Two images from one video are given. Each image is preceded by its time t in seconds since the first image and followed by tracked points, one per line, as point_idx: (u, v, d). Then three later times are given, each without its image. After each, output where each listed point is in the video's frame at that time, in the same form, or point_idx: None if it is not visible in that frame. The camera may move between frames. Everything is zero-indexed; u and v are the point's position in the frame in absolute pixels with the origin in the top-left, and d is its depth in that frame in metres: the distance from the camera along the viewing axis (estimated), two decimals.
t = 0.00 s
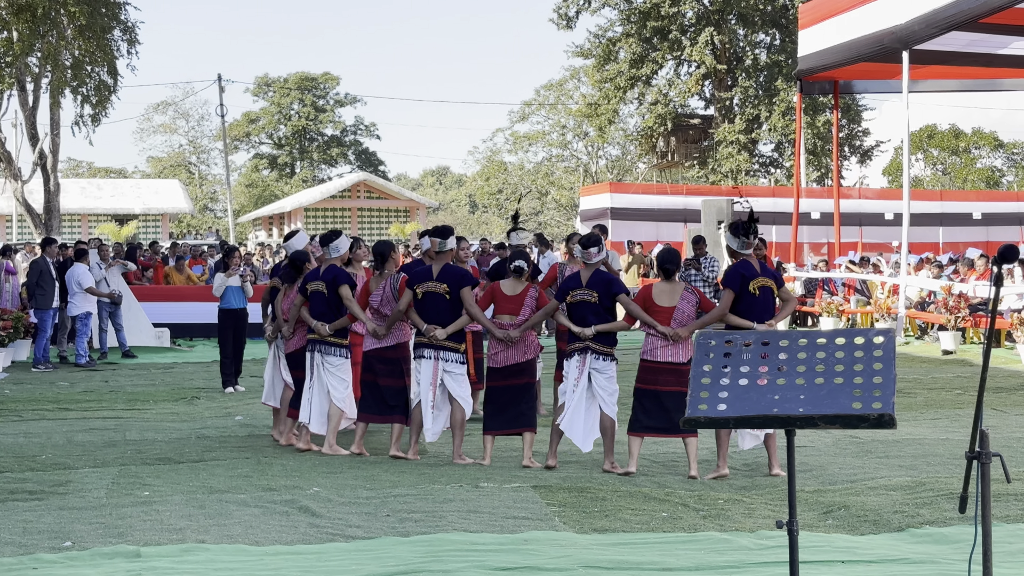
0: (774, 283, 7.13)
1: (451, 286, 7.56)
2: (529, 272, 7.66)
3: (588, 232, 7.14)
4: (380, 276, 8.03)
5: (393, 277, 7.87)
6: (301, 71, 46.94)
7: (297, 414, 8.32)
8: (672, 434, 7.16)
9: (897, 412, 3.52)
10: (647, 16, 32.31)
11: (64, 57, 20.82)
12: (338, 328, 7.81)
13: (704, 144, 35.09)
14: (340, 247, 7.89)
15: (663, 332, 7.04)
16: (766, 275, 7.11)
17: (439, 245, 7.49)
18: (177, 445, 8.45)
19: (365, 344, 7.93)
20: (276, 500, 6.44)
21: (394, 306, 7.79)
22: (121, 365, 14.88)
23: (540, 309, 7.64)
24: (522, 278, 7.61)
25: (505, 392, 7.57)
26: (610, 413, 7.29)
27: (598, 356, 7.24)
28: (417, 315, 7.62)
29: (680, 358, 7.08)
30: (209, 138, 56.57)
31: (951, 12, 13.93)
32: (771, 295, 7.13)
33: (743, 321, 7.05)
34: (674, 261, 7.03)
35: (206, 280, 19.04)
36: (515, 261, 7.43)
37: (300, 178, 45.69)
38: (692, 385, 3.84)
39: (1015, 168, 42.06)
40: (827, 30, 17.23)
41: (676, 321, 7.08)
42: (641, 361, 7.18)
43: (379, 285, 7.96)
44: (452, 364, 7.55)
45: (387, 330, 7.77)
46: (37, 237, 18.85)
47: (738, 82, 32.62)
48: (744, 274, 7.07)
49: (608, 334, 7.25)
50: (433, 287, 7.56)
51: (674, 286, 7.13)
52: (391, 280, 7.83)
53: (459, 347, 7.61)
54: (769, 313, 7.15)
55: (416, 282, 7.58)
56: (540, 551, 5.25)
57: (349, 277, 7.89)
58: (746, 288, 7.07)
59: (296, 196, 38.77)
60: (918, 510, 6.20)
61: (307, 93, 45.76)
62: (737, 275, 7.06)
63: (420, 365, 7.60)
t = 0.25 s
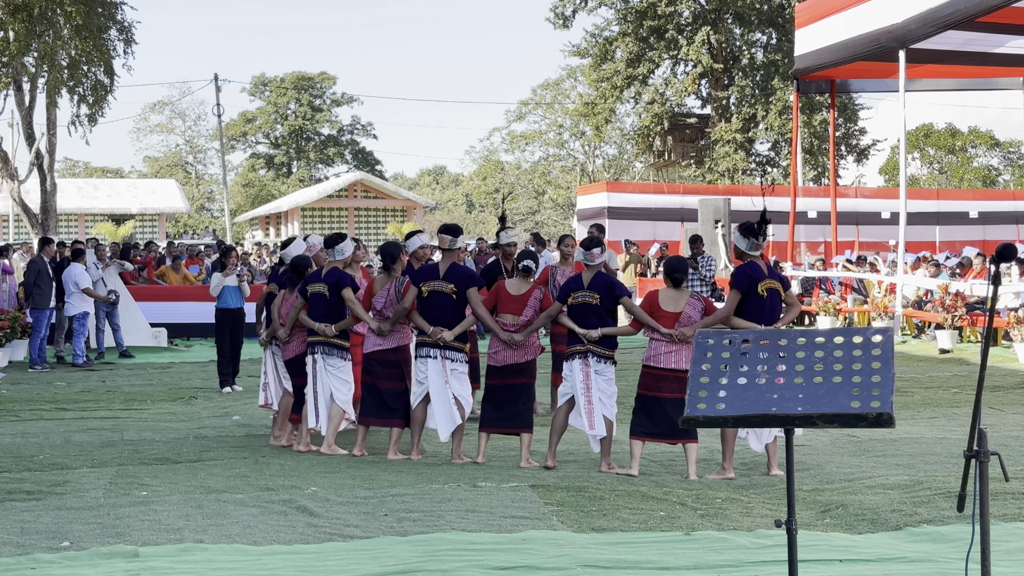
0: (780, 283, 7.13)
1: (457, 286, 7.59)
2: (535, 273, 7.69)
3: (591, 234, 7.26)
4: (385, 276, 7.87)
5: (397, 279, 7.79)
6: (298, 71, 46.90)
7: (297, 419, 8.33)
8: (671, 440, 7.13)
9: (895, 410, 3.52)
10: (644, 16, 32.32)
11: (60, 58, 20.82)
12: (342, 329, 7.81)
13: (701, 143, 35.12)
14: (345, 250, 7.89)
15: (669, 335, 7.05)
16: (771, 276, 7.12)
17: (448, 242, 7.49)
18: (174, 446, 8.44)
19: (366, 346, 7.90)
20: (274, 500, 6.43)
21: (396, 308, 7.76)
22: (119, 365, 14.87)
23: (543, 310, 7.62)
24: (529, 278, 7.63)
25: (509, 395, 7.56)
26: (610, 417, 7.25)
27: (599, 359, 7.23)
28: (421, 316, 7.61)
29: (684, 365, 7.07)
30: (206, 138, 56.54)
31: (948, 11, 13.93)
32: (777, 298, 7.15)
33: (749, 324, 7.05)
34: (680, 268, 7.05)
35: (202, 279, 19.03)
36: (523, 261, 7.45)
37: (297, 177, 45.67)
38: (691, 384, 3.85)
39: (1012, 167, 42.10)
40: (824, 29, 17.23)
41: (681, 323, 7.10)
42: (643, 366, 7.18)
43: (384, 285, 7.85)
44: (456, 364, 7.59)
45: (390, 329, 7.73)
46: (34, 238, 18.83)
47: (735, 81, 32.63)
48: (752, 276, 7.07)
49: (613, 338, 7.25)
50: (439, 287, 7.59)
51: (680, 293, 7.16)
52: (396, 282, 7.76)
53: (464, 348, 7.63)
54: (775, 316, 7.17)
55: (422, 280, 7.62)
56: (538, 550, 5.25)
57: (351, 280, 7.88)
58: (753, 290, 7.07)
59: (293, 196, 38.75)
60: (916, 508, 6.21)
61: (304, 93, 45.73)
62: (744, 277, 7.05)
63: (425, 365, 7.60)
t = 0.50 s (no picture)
0: (767, 281, 7.09)
1: (446, 285, 7.54)
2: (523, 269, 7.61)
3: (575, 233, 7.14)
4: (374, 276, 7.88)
5: (386, 277, 7.78)
6: (294, 71, 46.85)
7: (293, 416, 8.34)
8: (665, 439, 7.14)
9: (894, 408, 3.52)
10: (641, 15, 32.33)
11: (57, 57, 20.81)
12: (334, 329, 7.81)
13: (698, 142, 35.14)
14: (338, 249, 7.88)
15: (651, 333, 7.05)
16: (757, 274, 7.10)
17: (441, 242, 7.46)
18: (172, 445, 8.44)
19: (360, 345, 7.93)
20: (272, 499, 6.43)
21: (384, 308, 7.76)
22: (115, 365, 14.86)
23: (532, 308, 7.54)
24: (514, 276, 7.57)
25: (503, 393, 7.58)
26: (603, 415, 7.27)
27: (584, 358, 7.24)
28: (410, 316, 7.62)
29: (669, 364, 7.07)
30: (202, 138, 56.50)
31: (945, 10, 13.94)
32: (765, 295, 7.11)
33: (733, 321, 7.06)
34: (666, 268, 7.04)
35: (200, 279, 19.02)
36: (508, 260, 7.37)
37: (293, 177, 45.64)
38: (691, 381, 3.85)
39: (1008, 166, 42.15)
40: (821, 28, 17.24)
41: (665, 322, 7.08)
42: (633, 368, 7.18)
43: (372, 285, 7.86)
44: (448, 363, 7.58)
45: (381, 328, 7.75)
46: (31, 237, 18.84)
47: (732, 80, 32.63)
48: (733, 274, 7.10)
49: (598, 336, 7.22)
50: (429, 285, 7.56)
51: (665, 292, 7.14)
52: (383, 281, 7.76)
53: (454, 344, 7.60)
54: (765, 313, 7.12)
55: (413, 279, 7.58)
56: (536, 549, 5.25)
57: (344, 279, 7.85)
58: (736, 288, 7.09)
59: (290, 195, 38.74)
60: (913, 507, 6.21)
61: (301, 92, 45.69)
62: (726, 275, 7.09)
63: (417, 365, 7.59)
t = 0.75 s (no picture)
0: (742, 276, 7.04)
1: (423, 282, 7.59)
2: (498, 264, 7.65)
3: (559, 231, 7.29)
4: (358, 273, 7.85)
5: (369, 274, 7.73)
6: (291, 70, 46.83)
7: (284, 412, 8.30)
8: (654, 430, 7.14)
9: (892, 407, 3.52)
10: (638, 14, 32.35)
11: (54, 57, 20.78)
12: (319, 326, 7.78)
13: (695, 141, 35.17)
14: (326, 246, 7.87)
15: (624, 328, 7.04)
16: (732, 270, 7.05)
17: (422, 241, 7.54)
18: (170, 444, 8.43)
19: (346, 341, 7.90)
20: (270, 498, 6.42)
21: (367, 305, 7.69)
22: (113, 364, 14.84)
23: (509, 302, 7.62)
24: (490, 270, 7.61)
25: (488, 389, 7.57)
26: (587, 415, 7.27)
27: (556, 353, 7.25)
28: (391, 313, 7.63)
29: (644, 353, 7.08)
30: (199, 137, 56.46)
31: (941, 9, 13.96)
32: (743, 290, 7.04)
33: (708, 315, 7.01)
34: (638, 257, 7.09)
35: (197, 279, 19.00)
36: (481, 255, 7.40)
37: (290, 177, 45.63)
38: (690, 380, 3.86)
39: (1005, 164, 42.21)
40: (817, 27, 17.26)
41: (639, 315, 7.09)
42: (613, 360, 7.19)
43: (356, 282, 7.81)
44: (429, 360, 7.58)
45: (363, 326, 7.71)
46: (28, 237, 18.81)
47: (729, 79, 32.65)
48: (706, 272, 7.07)
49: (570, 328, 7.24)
50: (407, 283, 7.62)
51: (638, 283, 7.13)
52: (366, 279, 7.72)
53: (434, 341, 7.60)
54: (744, 307, 7.04)
55: (394, 278, 7.66)
56: (535, 548, 5.25)
57: (331, 274, 7.82)
58: (709, 285, 7.08)
59: (287, 194, 38.70)
60: (912, 505, 6.22)
61: (298, 91, 45.67)
62: (699, 272, 7.06)
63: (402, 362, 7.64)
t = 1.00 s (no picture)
0: (730, 279, 7.03)
1: (411, 283, 7.58)
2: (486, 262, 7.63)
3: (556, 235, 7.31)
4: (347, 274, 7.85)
5: (359, 275, 7.75)
6: (288, 69, 46.79)
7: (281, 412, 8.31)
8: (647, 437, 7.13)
9: (888, 406, 3.68)
10: (636, 12, 32.36)
11: (51, 56, 20.75)
12: (310, 329, 7.78)
13: (693, 140, 35.18)
14: (319, 248, 7.88)
15: (615, 335, 7.04)
16: (720, 274, 7.04)
17: (412, 241, 7.60)
18: (168, 444, 8.42)
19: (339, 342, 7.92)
20: (268, 497, 6.42)
21: (356, 306, 7.71)
22: (111, 363, 14.84)
23: (497, 303, 7.59)
24: (479, 269, 7.58)
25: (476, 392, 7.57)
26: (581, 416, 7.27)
27: (545, 356, 7.25)
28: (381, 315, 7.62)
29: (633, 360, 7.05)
30: (197, 136, 56.41)
31: (939, 7, 13.97)
32: (732, 294, 7.03)
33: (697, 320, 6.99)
34: (626, 263, 7.07)
35: (195, 277, 18.99)
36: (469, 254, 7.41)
37: (288, 176, 45.61)
38: (688, 379, 3.84)
39: (1002, 163, 42.24)
40: (814, 26, 17.27)
41: (629, 322, 7.09)
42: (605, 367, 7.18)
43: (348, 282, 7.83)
44: (418, 361, 7.58)
45: (352, 328, 7.70)
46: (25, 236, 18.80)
47: (726, 77, 32.65)
48: (695, 276, 7.04)
49: (560, 332, 7.23)
50: (396, 284, 7.61)
51: (627, 288, 7.14)
52: (355, 280, 7.72)
53: (423, 342, 7.60)
54: (733, 311, 7.02)
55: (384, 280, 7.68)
56: (534, 546, 5.25)
57: (323, 276, 7.83)
58: (698, 289, 7.05)
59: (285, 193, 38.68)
60: (910, 503, 6.22)
61: (295, 90, 45.63)
62: (687, 277, 7.05)
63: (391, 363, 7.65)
